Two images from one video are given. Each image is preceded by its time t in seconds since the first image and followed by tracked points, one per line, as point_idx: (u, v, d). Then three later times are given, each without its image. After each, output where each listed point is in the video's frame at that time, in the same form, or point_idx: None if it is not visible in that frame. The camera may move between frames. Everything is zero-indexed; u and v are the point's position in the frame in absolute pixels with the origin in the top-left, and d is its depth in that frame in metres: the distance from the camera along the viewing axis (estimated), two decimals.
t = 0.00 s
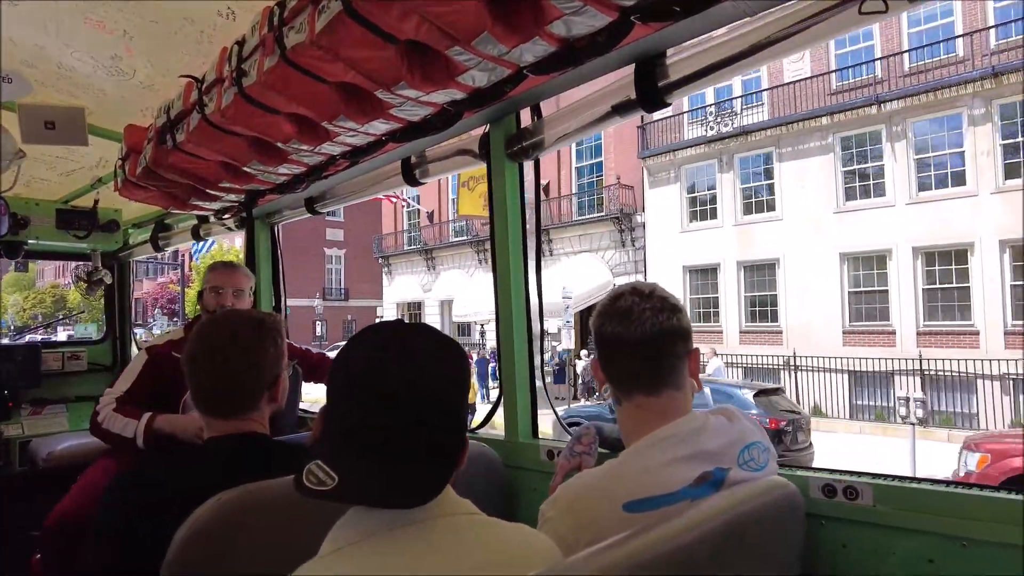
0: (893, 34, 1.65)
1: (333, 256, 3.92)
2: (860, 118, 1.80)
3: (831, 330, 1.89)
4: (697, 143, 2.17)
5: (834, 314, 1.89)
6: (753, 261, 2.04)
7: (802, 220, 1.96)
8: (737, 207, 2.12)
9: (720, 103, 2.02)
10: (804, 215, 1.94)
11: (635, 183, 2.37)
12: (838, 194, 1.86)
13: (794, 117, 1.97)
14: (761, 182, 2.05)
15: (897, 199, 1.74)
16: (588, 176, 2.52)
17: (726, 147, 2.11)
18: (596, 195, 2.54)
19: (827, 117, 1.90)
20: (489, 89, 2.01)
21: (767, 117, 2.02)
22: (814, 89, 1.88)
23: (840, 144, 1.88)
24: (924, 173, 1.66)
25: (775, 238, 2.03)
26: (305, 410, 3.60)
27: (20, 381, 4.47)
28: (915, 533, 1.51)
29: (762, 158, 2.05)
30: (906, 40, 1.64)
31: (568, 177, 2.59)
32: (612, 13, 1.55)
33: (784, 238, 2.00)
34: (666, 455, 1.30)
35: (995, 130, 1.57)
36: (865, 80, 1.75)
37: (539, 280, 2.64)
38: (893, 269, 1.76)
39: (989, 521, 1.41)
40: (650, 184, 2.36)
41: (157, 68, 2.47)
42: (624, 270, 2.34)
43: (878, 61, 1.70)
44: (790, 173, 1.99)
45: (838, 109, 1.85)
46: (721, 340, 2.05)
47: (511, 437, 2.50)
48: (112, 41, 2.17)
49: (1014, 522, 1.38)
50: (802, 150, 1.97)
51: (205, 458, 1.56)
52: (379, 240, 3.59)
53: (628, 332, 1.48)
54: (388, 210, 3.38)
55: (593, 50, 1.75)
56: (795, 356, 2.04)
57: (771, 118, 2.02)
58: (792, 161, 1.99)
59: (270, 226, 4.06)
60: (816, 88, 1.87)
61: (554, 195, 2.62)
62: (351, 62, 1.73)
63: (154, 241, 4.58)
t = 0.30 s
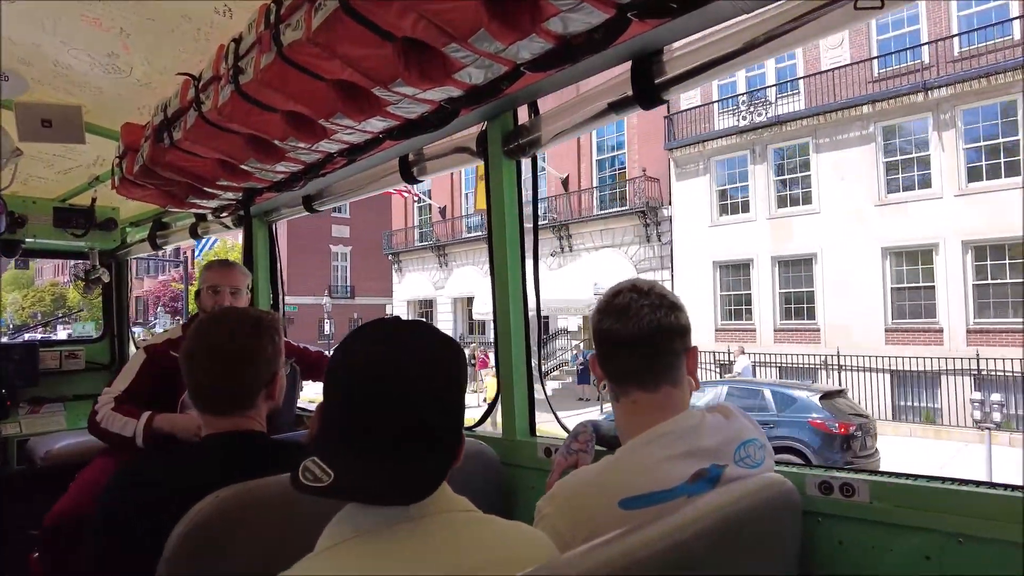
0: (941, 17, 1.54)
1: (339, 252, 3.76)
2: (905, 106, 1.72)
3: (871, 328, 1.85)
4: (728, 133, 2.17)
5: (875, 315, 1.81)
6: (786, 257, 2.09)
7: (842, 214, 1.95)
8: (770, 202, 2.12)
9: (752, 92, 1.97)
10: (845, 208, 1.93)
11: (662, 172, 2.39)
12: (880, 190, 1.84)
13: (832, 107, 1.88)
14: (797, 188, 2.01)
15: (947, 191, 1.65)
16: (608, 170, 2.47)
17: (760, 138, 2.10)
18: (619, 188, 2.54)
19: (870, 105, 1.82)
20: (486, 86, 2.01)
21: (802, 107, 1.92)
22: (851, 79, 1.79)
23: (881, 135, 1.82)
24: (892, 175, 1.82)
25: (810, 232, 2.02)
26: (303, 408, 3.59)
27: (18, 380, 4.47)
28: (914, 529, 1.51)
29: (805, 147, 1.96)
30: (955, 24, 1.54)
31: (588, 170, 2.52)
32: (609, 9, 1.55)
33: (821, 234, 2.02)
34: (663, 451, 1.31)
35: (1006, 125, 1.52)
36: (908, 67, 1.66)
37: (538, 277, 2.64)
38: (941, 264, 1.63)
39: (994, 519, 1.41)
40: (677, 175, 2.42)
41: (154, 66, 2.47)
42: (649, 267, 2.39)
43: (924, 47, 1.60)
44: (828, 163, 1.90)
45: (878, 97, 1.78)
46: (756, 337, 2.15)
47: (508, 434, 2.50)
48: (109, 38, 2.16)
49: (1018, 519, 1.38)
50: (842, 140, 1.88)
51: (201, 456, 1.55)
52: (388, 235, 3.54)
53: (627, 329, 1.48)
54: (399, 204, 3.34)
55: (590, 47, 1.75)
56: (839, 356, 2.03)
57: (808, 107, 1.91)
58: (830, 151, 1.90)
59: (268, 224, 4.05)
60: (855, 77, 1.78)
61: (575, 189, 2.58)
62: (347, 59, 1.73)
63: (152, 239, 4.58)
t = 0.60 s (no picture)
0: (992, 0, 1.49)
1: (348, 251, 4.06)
2: (952, 94, 1.62)
3: (913, 322, 1.79)
4: (760, 124, 2.06)
5: (918, 309, 1.75)
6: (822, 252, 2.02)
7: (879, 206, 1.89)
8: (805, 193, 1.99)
9: (786, 81, 1.90)
10: (885, 200, 1.85)
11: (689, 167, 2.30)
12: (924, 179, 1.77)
13: (874, 96, 1.76)
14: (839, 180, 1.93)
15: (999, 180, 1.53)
16: (628, 162, 2.44)
17: (793, 129, 2.00)
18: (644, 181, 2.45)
19: (913, 93, 1.70)
20: (480, 85, 2.01)
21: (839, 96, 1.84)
22: (894, 65, 1.69)
23: (927, 124, 1.70)
24: (937, 165, 1.73)
25: (849, 228, 1.96)
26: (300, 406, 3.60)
27: (15, 379, 4.47)
28: (904, 524, 1.52)
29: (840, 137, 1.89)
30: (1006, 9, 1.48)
31: (609, 163, 2.49)
32: (602, 7, 1.55)
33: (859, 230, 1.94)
34: (657, 447, 1.31)
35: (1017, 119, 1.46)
36: (955, 51, 1.57)
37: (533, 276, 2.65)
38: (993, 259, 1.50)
39: (983, 514, 1.42)
40: (706, 167, 2.29)
41: (150, 64, 2.47)
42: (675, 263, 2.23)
43: (971, 32, 1.55)
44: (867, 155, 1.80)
45: (922, 84, 1.66)
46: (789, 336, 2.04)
47: (503, 431, 2.52)
48: (105, 37, 2.17)
49: (1014, 515, 1.38)
50: (881, 130, 1.76)
51: (195, 452, 1.56)
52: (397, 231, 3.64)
53: (624, 326, 1.49)
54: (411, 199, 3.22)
55: (584, 46, 1.75)
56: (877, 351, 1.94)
57: (844, 96, 1.83)
58: (870, 141, 1.80)
59: (265, 222, 4.06)
60: (896, 63, 1.67)
61: (595, 182, 2.53)
62: (342, 57, 1.73)
63: (149, 237, 4.58)
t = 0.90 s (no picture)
0: None
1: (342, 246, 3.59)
2: (990, 82, 1.52)
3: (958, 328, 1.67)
4: (786, 115, 1.95)
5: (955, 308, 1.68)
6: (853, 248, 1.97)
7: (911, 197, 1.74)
8: (834, 185, 1.96)
9: (813, 70, 1.84)
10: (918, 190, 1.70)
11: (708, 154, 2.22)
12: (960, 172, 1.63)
13: (907, 86, 1.70)
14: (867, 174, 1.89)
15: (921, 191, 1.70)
16: (644, 156, 2.39)
17: (820, 120, 1.90)
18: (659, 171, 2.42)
19: (950, 82, 1.62)
20: (460, 84, 2.02)
21: (870, 87, 1.78)
22: (929, 53, 1.63)
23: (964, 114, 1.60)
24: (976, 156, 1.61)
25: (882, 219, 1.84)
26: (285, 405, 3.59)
27: None
28: (876, 521, 1.54)
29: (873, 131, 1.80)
30: None
31: (624, 158, 2.46)
32: (578, 7, 1.56)
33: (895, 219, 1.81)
34: (628, 445, 1.32)
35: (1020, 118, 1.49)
36: (995, 38, 1.49)
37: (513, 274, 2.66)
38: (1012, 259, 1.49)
39: (954, 510, 1.44)
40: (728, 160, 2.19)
41: (131, 63, 2.47)
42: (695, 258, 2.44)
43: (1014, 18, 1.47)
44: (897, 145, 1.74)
45: (963, 72, 1.57)
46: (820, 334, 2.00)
47: (484, 430, 2.52)
48: (84, 35, 2.16)
49: (969, 506, 1.42)
50: (914, 121, 1.70)
51: (170, 451, 1.56)
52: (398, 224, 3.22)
53: (600, 322, 1.50)
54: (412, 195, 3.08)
55: (561, 45, 1.76)
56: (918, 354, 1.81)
57: (876, 87, 1.76)
58: (902, 132, 1.72)
59: (250, 221, 4.05)
60: (931, 53, 1.62)
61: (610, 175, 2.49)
62: (320, 56, 1.73)
63: (134, 236, 4.57)
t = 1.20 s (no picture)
0: None
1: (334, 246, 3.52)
2: None
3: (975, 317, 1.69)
4: (804, 108, 2.02)
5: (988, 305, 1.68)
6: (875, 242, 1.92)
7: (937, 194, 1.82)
8: (854, 180, 1.98)
9: (831, 62, 1.86)
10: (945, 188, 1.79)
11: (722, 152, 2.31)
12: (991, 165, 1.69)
13: (933, 77, 1.71)
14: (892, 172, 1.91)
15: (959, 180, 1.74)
16: (652, 149, 2.42)
17: (840, 112, 1.97)
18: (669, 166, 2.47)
19: (977, 74, 1.63)
20: (436, 83, 2.02)
21: (895, 78, 1.80)
22: (955, 44, 1.63)
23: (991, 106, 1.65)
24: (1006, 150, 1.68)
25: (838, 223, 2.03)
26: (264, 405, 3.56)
27: None
28: (848, 516, 1.56)
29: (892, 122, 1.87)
30: None
31: (631, 151, 2.47)
32: (552, 7, 1.57)
33: (915, 216, 1.86)
34: (601, 444, 1.33)
35: (1013, 117, 1.62)
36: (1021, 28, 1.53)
37: (491, 273, 2.67)
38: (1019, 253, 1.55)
39: (923, 504, 1.47)
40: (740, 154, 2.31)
41: (105, 59, 2.43)
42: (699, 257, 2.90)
43: None
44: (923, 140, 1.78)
45: (994, 62, 1.59)
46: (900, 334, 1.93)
47: (462, 429, 2.52)
48: (56, 31, 2.12)
49: (937, 501, 1.45)
50: (940, 113, 1.73)
51: (141, 452, 1.54)
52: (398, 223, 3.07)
53: (575, 321, 1.50)
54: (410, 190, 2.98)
55: (536, 45, 1.76)
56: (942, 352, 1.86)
57: (899, 78, 1.79)
58: (927, 125, 1.76)
59: (228, 219, 4.00)
60: (959, 42, 1.62)
61: (616, 170, 2.54)
62: (296, 54, 1.72)
63: (110, 234, 4.50)
